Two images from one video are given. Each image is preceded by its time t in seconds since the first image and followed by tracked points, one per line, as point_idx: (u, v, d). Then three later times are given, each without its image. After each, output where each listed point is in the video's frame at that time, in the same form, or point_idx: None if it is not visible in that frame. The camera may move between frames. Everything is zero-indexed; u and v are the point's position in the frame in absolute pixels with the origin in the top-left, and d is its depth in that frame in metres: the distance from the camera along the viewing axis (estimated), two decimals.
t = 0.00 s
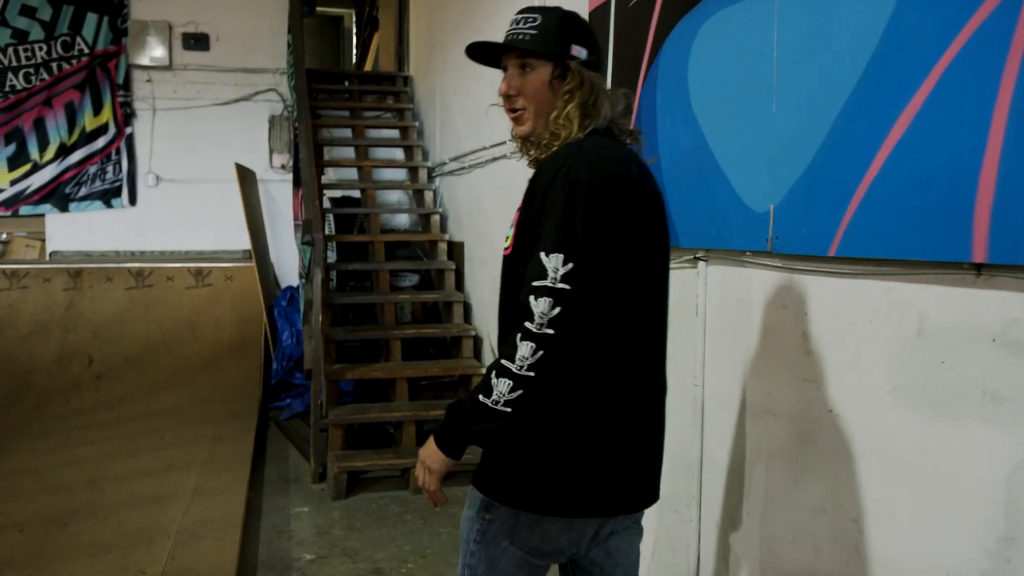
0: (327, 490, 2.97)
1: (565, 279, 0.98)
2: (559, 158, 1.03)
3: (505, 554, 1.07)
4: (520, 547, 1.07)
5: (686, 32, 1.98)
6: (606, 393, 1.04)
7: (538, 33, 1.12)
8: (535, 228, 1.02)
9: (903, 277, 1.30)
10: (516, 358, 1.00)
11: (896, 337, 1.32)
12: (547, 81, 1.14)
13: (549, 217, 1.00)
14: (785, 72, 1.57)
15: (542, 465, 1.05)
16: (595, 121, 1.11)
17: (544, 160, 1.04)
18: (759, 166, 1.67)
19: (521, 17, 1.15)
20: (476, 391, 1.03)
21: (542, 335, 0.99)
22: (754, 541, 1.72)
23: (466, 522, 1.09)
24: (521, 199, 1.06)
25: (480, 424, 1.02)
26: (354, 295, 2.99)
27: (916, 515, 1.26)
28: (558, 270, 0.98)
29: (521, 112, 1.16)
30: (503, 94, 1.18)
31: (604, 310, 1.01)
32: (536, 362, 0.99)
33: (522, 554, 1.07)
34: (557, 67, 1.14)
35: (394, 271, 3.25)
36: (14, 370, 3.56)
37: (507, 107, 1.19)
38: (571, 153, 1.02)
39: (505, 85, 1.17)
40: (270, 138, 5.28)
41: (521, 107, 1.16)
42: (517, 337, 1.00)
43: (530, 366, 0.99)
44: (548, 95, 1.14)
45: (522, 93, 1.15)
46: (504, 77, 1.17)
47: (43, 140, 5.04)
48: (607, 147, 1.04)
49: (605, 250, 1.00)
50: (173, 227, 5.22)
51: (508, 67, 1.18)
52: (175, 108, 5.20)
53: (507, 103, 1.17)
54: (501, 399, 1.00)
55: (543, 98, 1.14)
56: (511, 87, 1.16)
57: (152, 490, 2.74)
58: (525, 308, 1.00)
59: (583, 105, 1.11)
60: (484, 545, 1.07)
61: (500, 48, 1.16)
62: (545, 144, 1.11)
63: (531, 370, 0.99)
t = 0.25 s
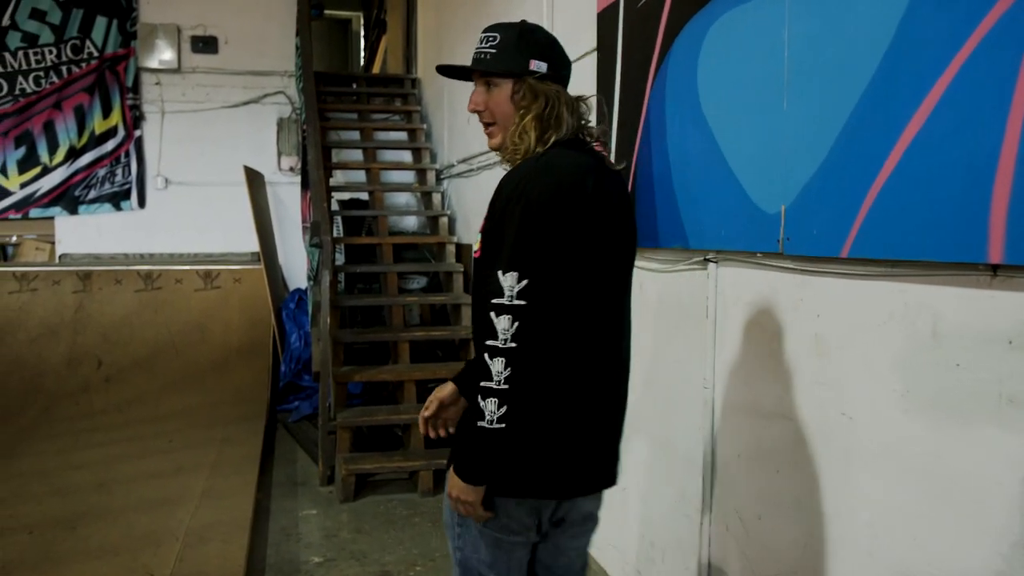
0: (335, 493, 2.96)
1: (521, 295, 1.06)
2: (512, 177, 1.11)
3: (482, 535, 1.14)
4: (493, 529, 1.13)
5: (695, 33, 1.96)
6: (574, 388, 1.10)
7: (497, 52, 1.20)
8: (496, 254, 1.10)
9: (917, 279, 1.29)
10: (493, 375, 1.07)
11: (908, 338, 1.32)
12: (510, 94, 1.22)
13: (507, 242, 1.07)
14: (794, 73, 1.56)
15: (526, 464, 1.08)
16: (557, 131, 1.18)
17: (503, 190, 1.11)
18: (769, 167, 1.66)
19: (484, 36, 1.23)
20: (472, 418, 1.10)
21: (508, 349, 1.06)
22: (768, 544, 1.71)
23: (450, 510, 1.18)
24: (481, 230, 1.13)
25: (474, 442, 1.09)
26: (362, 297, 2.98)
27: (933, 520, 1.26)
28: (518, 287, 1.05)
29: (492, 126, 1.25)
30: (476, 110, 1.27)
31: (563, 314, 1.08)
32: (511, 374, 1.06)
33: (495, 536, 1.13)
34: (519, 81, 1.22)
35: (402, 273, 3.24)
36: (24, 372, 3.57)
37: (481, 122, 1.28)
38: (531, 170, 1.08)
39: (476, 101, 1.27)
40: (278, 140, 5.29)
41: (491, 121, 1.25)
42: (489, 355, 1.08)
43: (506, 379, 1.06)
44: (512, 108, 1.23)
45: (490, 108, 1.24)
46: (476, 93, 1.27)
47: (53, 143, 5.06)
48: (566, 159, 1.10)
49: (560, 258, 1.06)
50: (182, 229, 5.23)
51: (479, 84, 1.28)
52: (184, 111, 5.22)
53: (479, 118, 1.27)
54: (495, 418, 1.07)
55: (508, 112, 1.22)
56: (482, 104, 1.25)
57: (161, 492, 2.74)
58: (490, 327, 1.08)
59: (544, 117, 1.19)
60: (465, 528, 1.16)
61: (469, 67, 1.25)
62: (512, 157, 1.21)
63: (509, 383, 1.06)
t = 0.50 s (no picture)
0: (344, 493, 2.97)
1: (497, 282, 1.14)
2: (505, 172, 1.20)
3: (482, 522, 1.21)
4: (491, 513, 1.20)
5: (707, 30, 1.95)
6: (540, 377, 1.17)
7: (491, 56, 1.29)
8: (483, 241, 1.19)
9: (931, 279, 1.28)
10: (461, 353, 1.17)
11: (920, 339, 1.31)
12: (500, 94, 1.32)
13: (495, 232, 1.15)
14: (805, 71, 1.56)
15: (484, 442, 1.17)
16: (549, 130, 1.29)
17: (496, 187, 1.19)
18: (779, 166, 1.65)
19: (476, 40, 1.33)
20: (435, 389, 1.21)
21: (477, 331, 1.15)
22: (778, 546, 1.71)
23: (445, 498, 1.24)
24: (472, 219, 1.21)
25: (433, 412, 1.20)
26: (371, 298, 2.98)
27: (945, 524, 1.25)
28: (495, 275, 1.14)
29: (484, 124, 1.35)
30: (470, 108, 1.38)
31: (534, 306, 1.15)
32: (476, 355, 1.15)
33: (495, 519, 1.21)
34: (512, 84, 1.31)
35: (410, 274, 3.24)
36: (35, 373, 3.58)
37: (475, 121, 1.37)
38: (523, 170, 1.15)
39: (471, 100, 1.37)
40: (287, 141, 5.27)
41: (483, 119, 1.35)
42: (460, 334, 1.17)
43: (471, 359, 1.16)
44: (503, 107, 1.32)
45: (482, 107, 1.34)
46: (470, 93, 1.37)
47: (63, 144, 5.09)
48: (560, 159, 1.17)
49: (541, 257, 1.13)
50: (192, 230, 5.25)
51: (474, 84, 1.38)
52: (194, 112, 5.24)
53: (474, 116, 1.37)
54: (454, 393, 1.17)
55: (501, 111, 1.31)
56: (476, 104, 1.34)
57: (171, 493, 2.75)
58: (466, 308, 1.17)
59: (537, 117, 1.29)
60: (464, 517, 1.22)
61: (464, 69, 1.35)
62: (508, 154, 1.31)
63: (472, 363, 1.15)
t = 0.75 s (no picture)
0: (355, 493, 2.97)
1: (526, 282, 1.25)
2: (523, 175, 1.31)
3: (496, 511, 1.33)
4: (504, 502, 1.33)
5: (719, 28, 1.95)
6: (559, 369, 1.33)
7: (499, 61, 1.39)
8: (505, 241, 1.28)
9: (949, 278, 1.27)
10: (485, 350, 1.26)
11: (937, 339, 1.30)
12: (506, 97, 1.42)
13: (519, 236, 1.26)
14: (818, 70, 1.55)
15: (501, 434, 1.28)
16: (553, 134, 1.41)
17: (515, 190, 1.29)
18: (792, 165, 1.64)
19: (483, 45, 1.42)
20: (454, 384, 1.28)
21: (507, 328, 1.25)
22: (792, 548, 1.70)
23: (458, 489, 1.35)
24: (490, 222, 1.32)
25: (450, 405, 1.28)
26: (382, 298, 2.98)
27: (963, 526, 1.23)
28: (522, 276, 1.24)
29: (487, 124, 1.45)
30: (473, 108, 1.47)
31: (561, 306, 1.29)
32: (501, 351, 1.25)
33: (508, 508, 1.33)
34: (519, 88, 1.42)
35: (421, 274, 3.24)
36: (48, 372, 3.60)
37: (478, 122, 1.46)
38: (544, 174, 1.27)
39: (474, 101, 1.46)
40: (299, 142, 5.32)
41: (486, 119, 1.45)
42: (485, 332, 1.26)
43: (497, 356, 1.25)
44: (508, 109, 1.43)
45: (487, 108, 1.44)
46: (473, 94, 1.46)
47: (77, 145, 5.13)
48: (568, 165, 1.32)
49: (563, 266, 1.27)
50: (203, 230, 5.27)
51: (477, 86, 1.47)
52: (205, 113, 5.26)
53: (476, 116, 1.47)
54: (475, 388, 1.27)
55: (506, 113, 1.41)
56: (483, 106, 1.43)
57: (182, 492, 2.76)
58: (492, 306, 1.26)
59: (542, 120, 1.40)
60: (477, 507, 1.33)
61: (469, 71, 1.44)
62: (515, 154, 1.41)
63: (497, 359, 1.25)
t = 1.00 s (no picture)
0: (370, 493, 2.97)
1: (560, 276, 1.28)
2: (534, 175, 1.34)
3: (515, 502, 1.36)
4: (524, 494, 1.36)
5: (738, 25, 1.92)
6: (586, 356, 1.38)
7: (511, 66, 1.41)
8: (524, 241, 1.32)
9: (975, 281, 1.25)
10: (540, 347, 1.28)
11: (961, 342, 1.28)
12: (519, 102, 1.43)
13: (538, 231, 1.29)
14: (840, 69, 1.53)
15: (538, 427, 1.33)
16: (562, 136, 1.42)
17: (527, 189, 1.33)
18: (813, 165, 1.62)
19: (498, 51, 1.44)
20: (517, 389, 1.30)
21: (554, 324, 1.28)
22: (812, 552, 1.68)
23: (481, 480, 1.40)
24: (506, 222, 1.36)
25: (519, 409, 1.30)
26: (396, 298, 2.98)
27: (991, 532, 1.21)
28: (551, 268, 1.27)
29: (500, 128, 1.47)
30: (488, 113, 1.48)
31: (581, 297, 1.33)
32: (555, 344, 1.29)
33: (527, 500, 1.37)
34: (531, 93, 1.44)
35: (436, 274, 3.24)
36: (65, 371, 3.63)
37: (491, 124, 1.48)
38: (556, 173, 1.32)
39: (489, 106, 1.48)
40: (314, 142, 5.33)
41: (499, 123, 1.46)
42: (536, 330, 1.28)
43: (551, 351, 1.29)
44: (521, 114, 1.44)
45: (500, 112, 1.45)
46: (489, 99, 1.48)
47: (94, 145, 5.16)
48: (582, 165, 1.36)
49: (581, 252, 1.31)
50: (219, 230, 5.30)
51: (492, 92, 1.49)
52: (221, 113, 5.29)
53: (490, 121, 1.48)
54: (539, 386, 1.29)
55: (519, 118, 1.43)
56: (496, 109, 1.45)
57: (198, 491, 2.76)
58: (535, 305, 1.28)
59: (553, 124, 1.42)
60: (499, 497, 1.38)
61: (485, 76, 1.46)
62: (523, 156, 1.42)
63: (553, 353, 1.29)
